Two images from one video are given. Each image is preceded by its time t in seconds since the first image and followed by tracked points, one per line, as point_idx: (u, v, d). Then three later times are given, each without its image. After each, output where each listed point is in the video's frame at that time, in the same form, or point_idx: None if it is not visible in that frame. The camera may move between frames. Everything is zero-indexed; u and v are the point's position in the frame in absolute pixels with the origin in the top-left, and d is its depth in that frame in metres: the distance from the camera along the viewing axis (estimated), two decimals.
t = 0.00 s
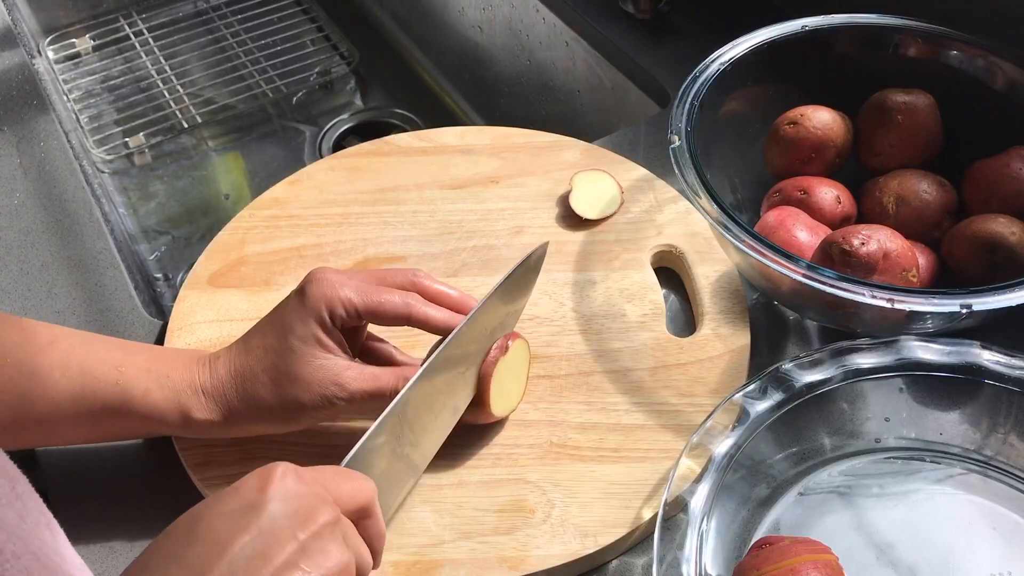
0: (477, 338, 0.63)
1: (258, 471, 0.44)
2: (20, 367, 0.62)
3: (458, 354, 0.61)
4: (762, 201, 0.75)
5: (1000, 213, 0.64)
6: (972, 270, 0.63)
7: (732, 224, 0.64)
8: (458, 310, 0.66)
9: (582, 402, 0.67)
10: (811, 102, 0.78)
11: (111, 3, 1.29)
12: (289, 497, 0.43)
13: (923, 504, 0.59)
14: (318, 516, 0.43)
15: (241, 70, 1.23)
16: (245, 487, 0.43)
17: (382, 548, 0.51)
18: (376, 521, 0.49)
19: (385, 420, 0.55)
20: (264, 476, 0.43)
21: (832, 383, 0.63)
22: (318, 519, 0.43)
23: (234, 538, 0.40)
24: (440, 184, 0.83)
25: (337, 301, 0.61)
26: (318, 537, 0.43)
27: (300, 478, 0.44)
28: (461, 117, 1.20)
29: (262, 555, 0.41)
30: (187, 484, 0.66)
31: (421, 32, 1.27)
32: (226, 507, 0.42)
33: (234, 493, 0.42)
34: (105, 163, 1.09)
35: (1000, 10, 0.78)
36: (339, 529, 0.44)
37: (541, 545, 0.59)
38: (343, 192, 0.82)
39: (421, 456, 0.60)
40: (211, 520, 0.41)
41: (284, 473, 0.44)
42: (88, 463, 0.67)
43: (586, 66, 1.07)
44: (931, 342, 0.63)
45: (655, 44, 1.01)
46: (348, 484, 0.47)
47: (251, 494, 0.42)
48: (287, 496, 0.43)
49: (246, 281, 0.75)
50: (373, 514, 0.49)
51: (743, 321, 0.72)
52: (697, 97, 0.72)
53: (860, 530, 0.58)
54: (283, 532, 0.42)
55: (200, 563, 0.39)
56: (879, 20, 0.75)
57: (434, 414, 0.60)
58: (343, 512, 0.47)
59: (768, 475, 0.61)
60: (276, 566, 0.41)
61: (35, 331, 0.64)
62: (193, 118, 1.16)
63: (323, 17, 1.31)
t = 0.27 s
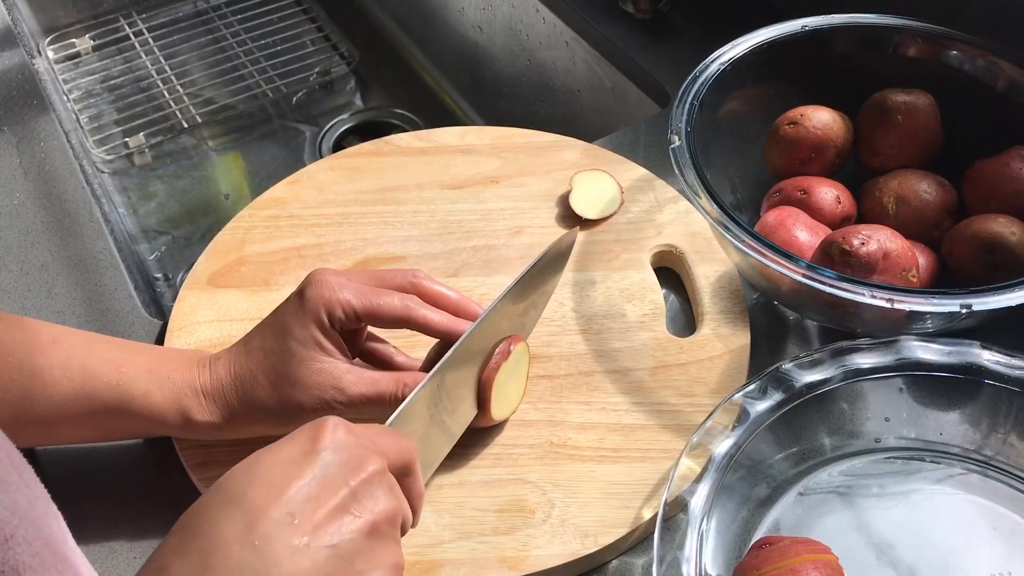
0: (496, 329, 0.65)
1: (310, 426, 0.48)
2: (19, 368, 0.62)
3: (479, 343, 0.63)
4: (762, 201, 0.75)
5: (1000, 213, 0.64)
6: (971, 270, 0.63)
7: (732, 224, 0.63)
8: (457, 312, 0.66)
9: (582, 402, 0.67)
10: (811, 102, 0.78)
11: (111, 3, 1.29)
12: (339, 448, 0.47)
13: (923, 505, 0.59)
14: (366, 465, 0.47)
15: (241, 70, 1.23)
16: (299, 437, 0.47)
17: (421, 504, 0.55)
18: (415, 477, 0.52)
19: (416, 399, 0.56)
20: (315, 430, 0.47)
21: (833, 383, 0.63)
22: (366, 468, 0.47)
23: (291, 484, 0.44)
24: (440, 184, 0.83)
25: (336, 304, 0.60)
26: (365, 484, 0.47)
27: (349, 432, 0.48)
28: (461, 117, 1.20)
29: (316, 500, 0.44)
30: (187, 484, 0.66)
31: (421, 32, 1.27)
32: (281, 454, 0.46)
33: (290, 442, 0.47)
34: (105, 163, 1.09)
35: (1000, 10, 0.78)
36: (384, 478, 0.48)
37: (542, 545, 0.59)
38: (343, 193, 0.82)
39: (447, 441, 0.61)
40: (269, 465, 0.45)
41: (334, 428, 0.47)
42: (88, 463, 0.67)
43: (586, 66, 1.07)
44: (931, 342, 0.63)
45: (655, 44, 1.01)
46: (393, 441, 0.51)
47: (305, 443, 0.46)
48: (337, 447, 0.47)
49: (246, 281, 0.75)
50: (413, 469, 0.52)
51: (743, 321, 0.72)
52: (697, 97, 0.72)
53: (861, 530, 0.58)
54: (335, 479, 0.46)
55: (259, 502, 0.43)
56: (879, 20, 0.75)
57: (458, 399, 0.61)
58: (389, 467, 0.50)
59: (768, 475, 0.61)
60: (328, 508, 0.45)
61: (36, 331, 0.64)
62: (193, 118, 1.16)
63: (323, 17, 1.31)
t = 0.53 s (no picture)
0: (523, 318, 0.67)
1: (362, 395, 0.49)
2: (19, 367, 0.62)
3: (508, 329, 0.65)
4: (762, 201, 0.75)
5: (1000, 213, 0.64)
6: (971, 270, 0.63)
7: (732, 224, 0.64)
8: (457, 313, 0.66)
9: (582, 401, 0.67)
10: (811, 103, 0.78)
11: (111, 3, 1.29)
12: (391, 417, 0.48)
13: (923, 505, 0.59)
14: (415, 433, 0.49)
15: (241, 70, 1.23)
16: (352, 406, 0.48)
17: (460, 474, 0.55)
18: (454, 452, 0.53)
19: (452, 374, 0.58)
20: (368, 399, 0.49)
21: (833, 383, 0.63)
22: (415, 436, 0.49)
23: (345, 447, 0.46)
24: (440, 184, 0.83)
25: (337, 304, 0.60)
26: (414, 452, 0.48)
27: (400, 402, 0.50)
28: (461, 117, 1.20)
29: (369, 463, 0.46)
30: (187, 484, 0.66)
31: (421, 32, 1.27)
32: (336, 421, 0.47)
33: (344, 410, 0.48)
34: (105, 163, 1.09)
35: (999, 10, 0.78)
36: (433, 447, 0.50)
37: (541, 545, 0.59)
38: (343, 192, 0.82)
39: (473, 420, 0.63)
40: (325, 431, 0.47)
41: (384, 398, 0.49)
42: (88, 463, 0.67)
43: (586, 66, 1.07)
44: (931, 342, 0.63)
45: (655, 44, 1.01)
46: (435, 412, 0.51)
47: (358, 412, 0.48)
48: (388, 417, 0.48)
49: (246, 281, 0.75)
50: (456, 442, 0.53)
51: (743, 321, 0.72)
52: (697, 97, 0.72)
53: (860, 530, 0.58)
54: (386, 445, 0.47)
55: (316, 464, 0.45)
56: (879, 20, 0.75)
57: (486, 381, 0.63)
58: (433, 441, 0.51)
59: (767, 475, 0.61)
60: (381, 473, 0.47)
61: (38, 329, 0.64)
62: (193, 118, 1.16)
63: (323, 17, 1.31)
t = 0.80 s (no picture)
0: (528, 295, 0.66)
1: (390, 386, 0.51)
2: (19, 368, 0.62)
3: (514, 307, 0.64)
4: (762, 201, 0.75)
5: (1001, 213, 0.64)
6: (972, 270, 0.63)
7: (732, 224, 0.63)
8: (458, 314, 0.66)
9: (582, 401, 0.67)
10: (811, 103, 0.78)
11: (111, 3, 1.28)
12: (419, 407, 0.50)
13: (923, 505, 0.59)
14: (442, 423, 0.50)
15: (241, 70, 1.23)
16: (382, 395, 0.50)
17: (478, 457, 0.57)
18: (475, 441, 0.55)
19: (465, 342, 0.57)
20: (396, 390, 0.50)
21: (833, 383, 0.63)
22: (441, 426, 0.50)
23: (375, 436, 0.48)
24: (440, 184, 0.83)
25: (339, 305, 0.60)
26: (440, 443, 0.50)
27: (427, 393, 0.51)
28: (461, 117, 1.20)
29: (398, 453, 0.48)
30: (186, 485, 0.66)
31: (421, 32, 1.27)
32: (366, 411, 0.49)
33: (372, 400, 0.50)
34: (105, 163, 1.09)
35: (999, 10, 0.78)
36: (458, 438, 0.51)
37: (541, 545, 0.59)
38: (343, 192, 0.82)
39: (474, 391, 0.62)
40: (355, 420, 0.48)
41: (411, 388, 0.50)
42: (88, 463, 0.67)
43: (586, 66, 1.07)
44: (931, 342, 0.63)
45: (655, 44, 1.01)
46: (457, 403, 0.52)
47: (387, 402, 0.50)
48: (415, 407, 0.50)
49: (246, 281, 0.75)
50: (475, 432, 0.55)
51: (743, 321, 0.72)
52: (697, 97, 0.72)
53: (860, 530, 0.58)
54: (415, 436, 0.49)
55: (347, 452, 0.46)
56: (879, 20, 0.75)
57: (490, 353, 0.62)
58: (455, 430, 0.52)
59: (767, 475, 0.61)
60: (409, 462, 0.48)
61: (39, 329, 0.64)
62: (193, 118, 1.16)
63: (323, 17, 1.31)
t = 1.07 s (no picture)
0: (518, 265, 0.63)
1: (344, 367, 0.44)
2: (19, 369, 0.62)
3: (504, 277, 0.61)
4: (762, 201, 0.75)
5: (1001, 213, 0.64)
6: (971, 270, 0.63)
7: (732, 225, 0.63)
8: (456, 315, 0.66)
9: (582, 402, 0.67)
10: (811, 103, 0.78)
11: (111, 3, 1.29)
12: (374, 393, 0.44)
13: (923, 505, 0.59)
14: (401, 410, 0.45)
15: (241, 70, 1.23)
16: (333, 382, 0.43)
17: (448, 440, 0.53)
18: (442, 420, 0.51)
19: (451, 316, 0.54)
20: (350, 373, 0.44)
21: (833, 383, 0.63)
22: (401, 413, 0.45)
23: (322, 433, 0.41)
24: (440, 184, 0.83)
25: (339, 310, 0.60)
26: (398, 431, 0.44)
27: (385, 375, 0.45)
28: (461, 117, 1.20)
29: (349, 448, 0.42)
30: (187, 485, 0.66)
31: (421, 32, 1.27)
32: (314, 400, 0.42)
33: (323, 386, 0.43)
34: (105, 163, 1.09)
35: (999, 10, 0.78)
36: (417, 423, 0.46)
37: (541, 545, 0.59)
38: (343, 192, 0.82)
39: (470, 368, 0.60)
40: (301, 410, 0.42)
41: (366, 371, 0.44)
42: (88, 464, 0.67)
43: (586, 66, 1.07)
44: (931, 342, 0.63)
45: (655, 44, 1.01)
46: (422, 384, 0.48)
47: (338, 390, 0.43)
48: (372, 391, 0.44)
49: (246, 281, 0.75)
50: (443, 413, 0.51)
51: (743, 321, 0.72)
52: (697, 97, 0.72)
53: (860, 530, 0.58)
54: (368, 426, 0.43)
55: (289, 453, 0.40)
56: (879, 20, 0.75)
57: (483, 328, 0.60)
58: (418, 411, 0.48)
59: (767, 475, 0.62)
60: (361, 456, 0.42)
61: (40, 332, 0.64)
62: (193, 118, 1.16)
63: (323, 17, 1.31)
